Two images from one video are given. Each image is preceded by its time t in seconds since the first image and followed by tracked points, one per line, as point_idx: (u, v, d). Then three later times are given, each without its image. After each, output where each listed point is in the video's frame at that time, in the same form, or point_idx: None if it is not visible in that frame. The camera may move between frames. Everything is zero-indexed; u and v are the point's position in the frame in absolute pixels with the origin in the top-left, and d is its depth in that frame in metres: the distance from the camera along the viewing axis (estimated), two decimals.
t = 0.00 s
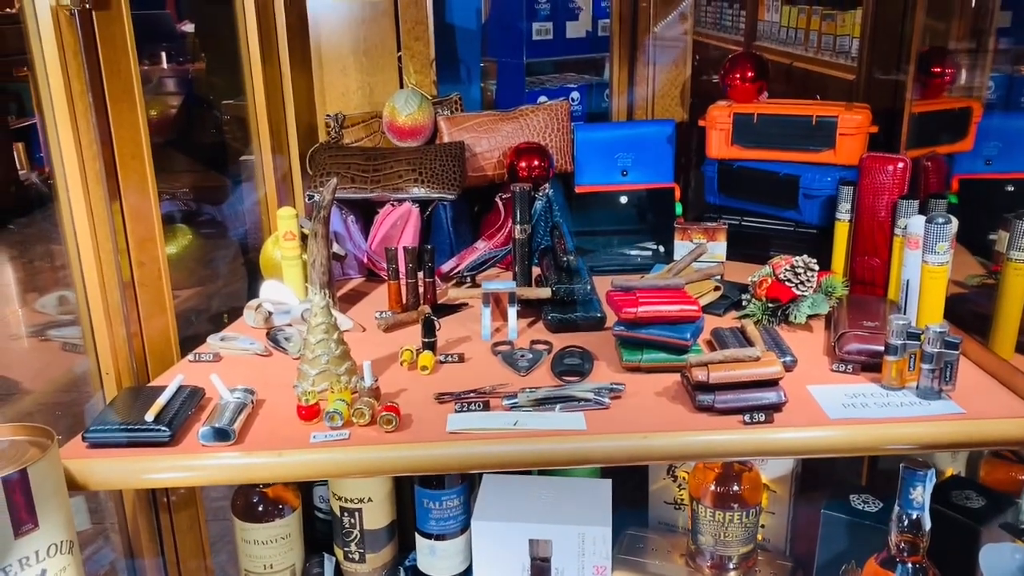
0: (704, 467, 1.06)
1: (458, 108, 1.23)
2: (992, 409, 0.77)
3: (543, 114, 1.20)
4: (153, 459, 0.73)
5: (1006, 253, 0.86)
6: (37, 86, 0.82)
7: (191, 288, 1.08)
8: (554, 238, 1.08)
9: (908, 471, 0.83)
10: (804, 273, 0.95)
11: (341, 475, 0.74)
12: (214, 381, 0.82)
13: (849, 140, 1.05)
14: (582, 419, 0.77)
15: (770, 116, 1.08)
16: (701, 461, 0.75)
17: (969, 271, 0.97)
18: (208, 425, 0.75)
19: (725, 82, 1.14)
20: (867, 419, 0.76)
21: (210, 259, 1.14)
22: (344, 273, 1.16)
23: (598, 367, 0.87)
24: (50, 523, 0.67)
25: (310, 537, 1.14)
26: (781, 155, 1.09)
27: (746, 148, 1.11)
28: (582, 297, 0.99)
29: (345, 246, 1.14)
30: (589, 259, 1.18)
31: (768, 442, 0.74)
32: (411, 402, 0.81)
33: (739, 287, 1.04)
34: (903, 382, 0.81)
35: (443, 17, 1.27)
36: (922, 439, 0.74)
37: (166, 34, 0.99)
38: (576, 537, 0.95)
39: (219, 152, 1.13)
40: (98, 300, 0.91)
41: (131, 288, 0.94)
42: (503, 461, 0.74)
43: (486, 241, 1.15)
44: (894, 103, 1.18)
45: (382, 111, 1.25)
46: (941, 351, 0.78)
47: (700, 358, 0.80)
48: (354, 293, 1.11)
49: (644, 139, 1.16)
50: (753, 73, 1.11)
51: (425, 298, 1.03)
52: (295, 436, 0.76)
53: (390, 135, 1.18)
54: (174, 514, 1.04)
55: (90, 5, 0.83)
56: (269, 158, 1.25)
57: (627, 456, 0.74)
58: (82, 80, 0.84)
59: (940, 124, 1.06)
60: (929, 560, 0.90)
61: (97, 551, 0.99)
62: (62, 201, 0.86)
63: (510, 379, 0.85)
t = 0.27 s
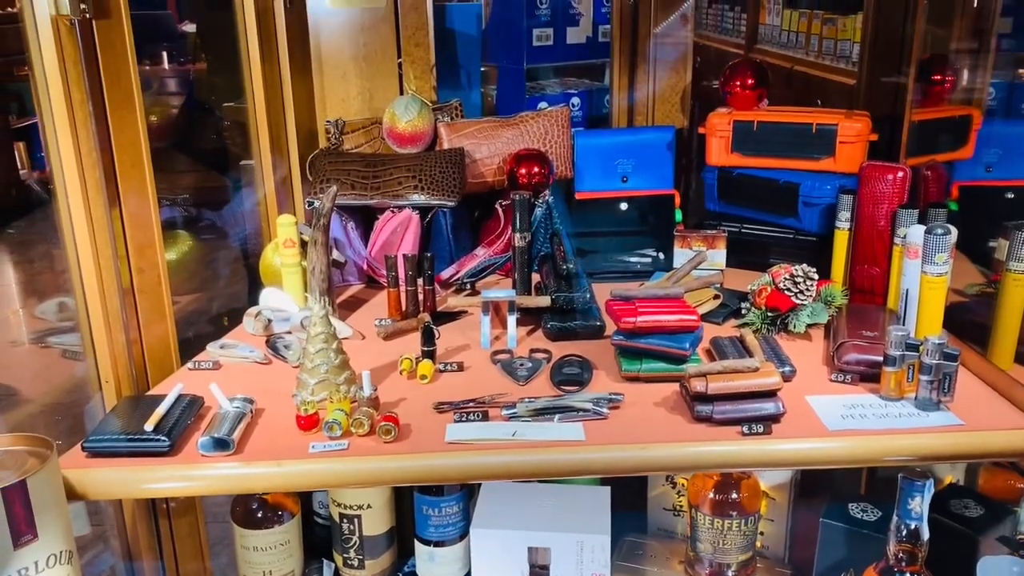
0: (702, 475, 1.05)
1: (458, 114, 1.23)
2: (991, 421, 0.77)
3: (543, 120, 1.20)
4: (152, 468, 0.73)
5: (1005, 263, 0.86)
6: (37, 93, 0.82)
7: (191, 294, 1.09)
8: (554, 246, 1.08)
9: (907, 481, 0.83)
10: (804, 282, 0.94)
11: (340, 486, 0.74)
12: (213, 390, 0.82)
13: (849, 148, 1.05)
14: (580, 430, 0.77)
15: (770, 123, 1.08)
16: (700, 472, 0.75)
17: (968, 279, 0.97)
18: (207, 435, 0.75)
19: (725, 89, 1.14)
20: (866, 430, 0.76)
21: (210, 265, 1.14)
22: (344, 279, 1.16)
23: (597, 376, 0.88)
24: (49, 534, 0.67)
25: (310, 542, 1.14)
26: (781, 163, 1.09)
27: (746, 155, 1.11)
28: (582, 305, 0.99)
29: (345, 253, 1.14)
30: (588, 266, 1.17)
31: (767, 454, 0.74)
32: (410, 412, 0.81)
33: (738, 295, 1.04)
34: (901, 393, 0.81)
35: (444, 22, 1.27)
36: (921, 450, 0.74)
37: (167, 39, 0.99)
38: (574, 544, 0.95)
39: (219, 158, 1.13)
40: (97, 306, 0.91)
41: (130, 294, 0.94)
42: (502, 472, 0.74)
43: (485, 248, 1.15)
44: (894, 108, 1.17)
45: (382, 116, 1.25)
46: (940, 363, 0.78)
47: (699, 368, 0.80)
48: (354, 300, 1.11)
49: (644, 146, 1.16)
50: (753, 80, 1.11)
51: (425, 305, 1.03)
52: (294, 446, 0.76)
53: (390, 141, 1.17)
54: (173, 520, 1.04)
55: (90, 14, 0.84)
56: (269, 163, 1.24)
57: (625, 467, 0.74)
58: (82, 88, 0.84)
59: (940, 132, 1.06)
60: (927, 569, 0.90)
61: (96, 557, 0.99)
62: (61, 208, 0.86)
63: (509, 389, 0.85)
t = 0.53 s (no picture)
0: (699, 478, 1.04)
1: (455, 118, 1.23)
2: (986, 428, 0.77)
3: (540, 123, 1.21)
4: (149, 478, 0.73)
5: (1002, 270, 0.86)
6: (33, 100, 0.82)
7: (188, 298, 1.09)
8: (551, 250, 1.09)
9: (903, 487, 0.84)
10: (799, 287, 0.95)
11: (337, 494, 0.74)
12: (210, 398, 0.82)
13: (845, 153, 1.05)
14: (577, 438, 0.77)
15: (766, 127, 1.08)
16: (696, 480, 0.75)
17: (964, 284, 0.97)
18: (204, 444, 0.75)
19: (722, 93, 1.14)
20: (861, 437, 0.76)
21: (206, 269, 1.14)
22: (342, 283, 1.16)
23: (594, 383, 0.88)
24: (47, 545, 0.67)
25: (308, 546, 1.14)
26: (777, 167, 1.09)
27: (742, 160, 1.11)
28: (579, 311, 0.99)
29: (342, 258, 1.14)
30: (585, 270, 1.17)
31: (763, 461, 0.75)
32: (406, 420, 0.81)
33: (735, 300, 1.04)
34: (897, 400, 0.81)
35: (440, 24, 1.26)
36: (916, 458, 0.75)
37: (164, 44, 0.99)
38: (571, 549, 0.95)
39: (215, 162, 1.13)
40: (93, 310, 0.91)
41: (127, 299, 0.94)
42: (499, 481, 0.74)
43: (483, 253, 1.15)
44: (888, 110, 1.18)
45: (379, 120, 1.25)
46: (936, 370, 0.78)
47: (695, 376, 0.80)
48: (351, 305, 1.11)
49: (642, 150, 1.16)
50: (749, 84, 1.11)
51: (422, 310, 1.03)
52: (291, 455, 0.76)
53: (388, 146, 1.17)
54: (172, 525, 1.04)
55: (86, 22, 0.83)
56: (266, 166, 1.24)
57: (622, 476, 0.74)
58: (77, 95, 0.84)
59: (938, 136, 1.07)
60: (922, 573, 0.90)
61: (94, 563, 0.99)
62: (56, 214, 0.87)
63: (506, 396, 0.85)
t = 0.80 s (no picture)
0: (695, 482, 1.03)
1: (451, 123, 1.23)
2: (979, 435, 0.78)
3: (537, 128, 1.21)
4: (146, 488, 0.74)
5: (995, 278, 0.87)
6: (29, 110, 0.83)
7: (187, 304, 1.09)
8: (547, 256, 1.10)
9: (896, 494, 0.85)
10: (794, 294, 0.95)
11: (334, 504, 0.74)
12: (207, 407, 0.82)
13: (839, 158, 1.05)
14: (572, 446, 0.78)
15: (761, 133, 1.08)
16: (692, 488, 0.75)
17: (958, 290, 0.98)
18: (201, 454, 0.75)
19: (717, 99, 1.14)
20: (855, 445, 0.77)
21: (202, 274, 1.14)
22: (338, 289, 1.16)
23: (590, 390, 0.88)
24: (45, 556, 0.67)
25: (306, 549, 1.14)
26: (772, 172, 1.10)
27: (737, 165, 1.11)
28: (575, 317, 1.00)
29: (338, 264, 1.14)
30: (581, 275, 1.18)
31: (758, 470, 0.75)
32: (403, 429, 0.81)
33: (730, 305, 1.04)
34: (891, 408, 0.81)
35: (437, 29, 1.24)
36: (910, 465, 0.75)
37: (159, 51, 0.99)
38: (567, 555, 0.96)
39: (211, 167, 1.14)
40: (90, 317, 0.90)
41: (122, 305, 0.94)
42: (495, 490, 0.74)
43: (479, 258, 1.16)
44: (884, 115, 1.19)
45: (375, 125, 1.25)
46: (929, 378, 0.79)
47: (690, 384, 0.81)
48: (347, 311, 1.11)
49: (638, 154, 1.16)
50: (744, 89, 1.11)
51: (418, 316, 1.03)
52: (288, 464, 0.76)
53: (384, 151, 1.18)
54: (169, 531, 1.04)
55: (81, 32, 0.83)
56: (263, 174, 1.25)
57: (618, 484, 0.74)
58: (73, 105, 0.84)
59: (933, 142, 1.07)
60: None
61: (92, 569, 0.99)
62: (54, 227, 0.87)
63: (502, 404, 0.86)
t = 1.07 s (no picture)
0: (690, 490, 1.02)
1: (448, 132, 1.24)
2: (973, 445, 0.79)
3: (532, 138, 1.22)
4: (144, 500, 0.74)
5: (988, 288, 0.88)
6: (28, 123, 0.83)
7: (184, 315, 1.10)
8: (543, 265, 1.10)
9: (891, 503, 0.87)
10: (789, 303, 0.97)
11: (331, 516, 0.75)
12: (205, 419, 0.83)
13: (834, 167, 1.06)
14: (569, 458, 0.78)
15: (756, 142, 1.09)
16: (688, 499, 0.76)
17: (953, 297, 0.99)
18: (199, 466, 0.76)
19: (712, 108, 1.15)
20: (850, 456, 0.77)
21: (199, 284, 1.15)
22: (335, 297, 1.17)
23: (586, 400, 0.88)
24: (43, 569, 0.68)
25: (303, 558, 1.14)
26: (766, 182, 1.10)
27: (732, 174, 1.12)
28: (572, 327, 0.99)
29: (336, 273, 1.15)
30: (577, 283, 1.18)
31: (753, 481, 0.75)
32: (399, 440, 0.82)
33: (725, 314, 1.05)
34: (885, 418, 0.82)
35: (433, 38, 1.26)
36: (905, 476, 0.76)
37: (156, 62, 0.99)
38: (565, 564, 0.96)
39: (207, 177, 1.14)
40: (87, 324, 0.90)
41: (120, 315, 0.94)
42: (492, 501, 0.74)
43: (475, 266, 1.16)
44: (879, 121, 1.17)
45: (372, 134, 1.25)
46: (923, 389, 0.79)
47: (685, 395, 0.81)
48: (344, 320, 1.11)
49: (634, 163, 1.17)
50: (740, 99, 1.12)
51: (416, 326, 1.03)
52: (285, 476, 0.77)
53: (381, 160, 1.18)
54: (166, 541, 1.05)
55: (79, 46, 0.84)
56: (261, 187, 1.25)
57: (614, 496, 0.75)
58: (71, 118, 0.84)
59: (925, 151, 1.08)
60: None
61: None
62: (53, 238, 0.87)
63: (498, 414, 0.86)
